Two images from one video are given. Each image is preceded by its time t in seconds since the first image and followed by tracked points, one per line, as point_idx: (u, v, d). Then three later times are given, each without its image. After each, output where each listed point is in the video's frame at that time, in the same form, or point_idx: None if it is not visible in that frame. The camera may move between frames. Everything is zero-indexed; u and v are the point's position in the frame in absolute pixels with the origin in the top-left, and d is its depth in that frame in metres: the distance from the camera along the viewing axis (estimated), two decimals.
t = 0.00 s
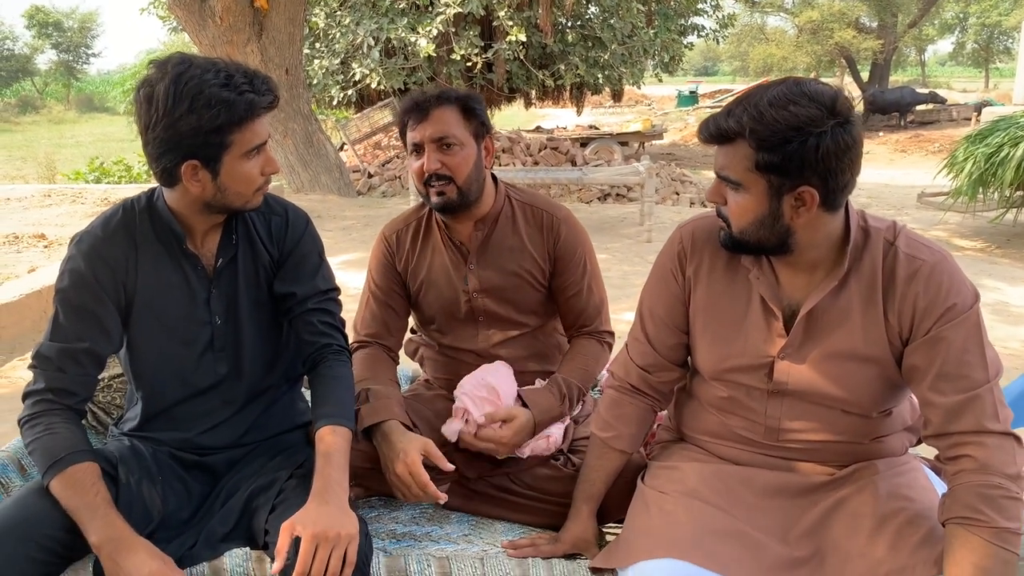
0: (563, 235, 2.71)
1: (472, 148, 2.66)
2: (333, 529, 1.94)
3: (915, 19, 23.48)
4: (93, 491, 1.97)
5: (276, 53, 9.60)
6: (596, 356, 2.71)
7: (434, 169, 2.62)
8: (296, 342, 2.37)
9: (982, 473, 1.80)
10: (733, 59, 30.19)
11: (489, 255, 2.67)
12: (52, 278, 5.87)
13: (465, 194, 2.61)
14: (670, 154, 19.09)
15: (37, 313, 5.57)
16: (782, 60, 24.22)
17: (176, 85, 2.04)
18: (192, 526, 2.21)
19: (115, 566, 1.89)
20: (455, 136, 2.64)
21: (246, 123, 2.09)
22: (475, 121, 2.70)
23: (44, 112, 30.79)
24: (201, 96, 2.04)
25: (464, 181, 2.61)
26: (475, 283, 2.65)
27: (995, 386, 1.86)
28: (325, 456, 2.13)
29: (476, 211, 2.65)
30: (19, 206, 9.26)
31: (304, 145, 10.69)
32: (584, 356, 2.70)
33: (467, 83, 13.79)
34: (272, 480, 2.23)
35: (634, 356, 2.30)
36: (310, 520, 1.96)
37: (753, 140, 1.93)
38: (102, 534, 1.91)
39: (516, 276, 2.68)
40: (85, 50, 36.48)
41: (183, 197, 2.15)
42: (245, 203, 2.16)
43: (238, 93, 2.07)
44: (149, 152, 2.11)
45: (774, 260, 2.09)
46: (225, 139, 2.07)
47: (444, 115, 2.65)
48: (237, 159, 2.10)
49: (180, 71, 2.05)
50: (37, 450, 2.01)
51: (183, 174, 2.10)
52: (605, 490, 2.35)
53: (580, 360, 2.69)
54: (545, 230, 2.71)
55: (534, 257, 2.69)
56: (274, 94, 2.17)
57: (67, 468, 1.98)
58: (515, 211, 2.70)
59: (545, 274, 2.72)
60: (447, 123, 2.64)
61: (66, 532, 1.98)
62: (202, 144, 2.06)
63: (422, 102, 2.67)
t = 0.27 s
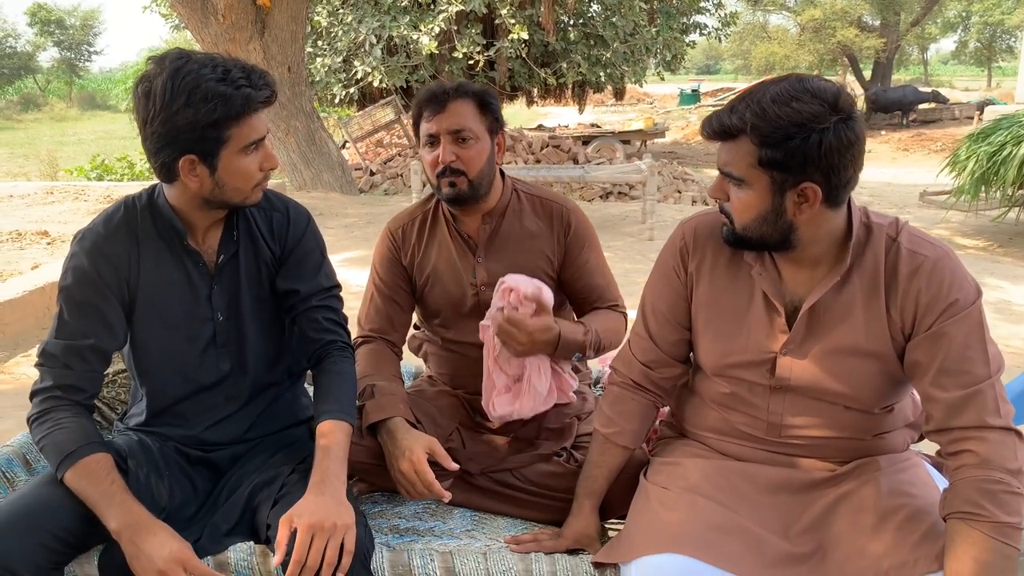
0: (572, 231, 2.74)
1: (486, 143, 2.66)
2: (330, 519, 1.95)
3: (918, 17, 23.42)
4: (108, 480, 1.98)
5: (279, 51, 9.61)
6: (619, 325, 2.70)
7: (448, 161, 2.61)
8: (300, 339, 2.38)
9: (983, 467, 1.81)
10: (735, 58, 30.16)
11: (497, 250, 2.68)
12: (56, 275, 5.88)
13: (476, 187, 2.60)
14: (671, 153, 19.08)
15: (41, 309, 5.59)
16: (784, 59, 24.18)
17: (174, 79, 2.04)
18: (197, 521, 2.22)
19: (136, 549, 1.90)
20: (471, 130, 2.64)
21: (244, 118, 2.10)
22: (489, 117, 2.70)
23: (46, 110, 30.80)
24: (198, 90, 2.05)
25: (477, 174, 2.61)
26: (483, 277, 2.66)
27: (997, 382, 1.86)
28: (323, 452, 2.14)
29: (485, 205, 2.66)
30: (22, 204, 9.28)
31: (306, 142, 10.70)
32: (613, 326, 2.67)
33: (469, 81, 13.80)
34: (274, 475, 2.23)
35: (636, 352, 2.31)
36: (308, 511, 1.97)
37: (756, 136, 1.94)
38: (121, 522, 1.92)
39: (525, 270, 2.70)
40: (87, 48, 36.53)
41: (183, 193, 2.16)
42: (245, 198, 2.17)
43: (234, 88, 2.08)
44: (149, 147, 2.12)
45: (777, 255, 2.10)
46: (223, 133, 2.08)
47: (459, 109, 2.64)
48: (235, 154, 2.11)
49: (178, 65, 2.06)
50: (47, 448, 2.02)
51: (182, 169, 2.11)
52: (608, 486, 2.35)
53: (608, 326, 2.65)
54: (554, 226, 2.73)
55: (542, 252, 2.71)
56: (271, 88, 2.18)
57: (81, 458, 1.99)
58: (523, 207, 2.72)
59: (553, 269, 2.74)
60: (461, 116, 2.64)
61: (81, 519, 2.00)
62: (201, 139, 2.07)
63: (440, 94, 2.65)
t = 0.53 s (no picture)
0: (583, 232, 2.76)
1: (503, 151, 2.67)
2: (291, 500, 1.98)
3: (921, 20, 23.40)
4: (112, 462, 1.98)
5: (282, 51, 9.63)
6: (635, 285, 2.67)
7: (464, 168, 2.63)
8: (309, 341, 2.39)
9: (988, 468, 1.81)
10: (738, 60, 30.17)
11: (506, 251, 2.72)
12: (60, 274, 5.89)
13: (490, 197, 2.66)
14: (674, 154, 19.08)
15: (44, 309, 5.60)
16: (787, 61, 24.17)
17: (183, 76, 2.05)
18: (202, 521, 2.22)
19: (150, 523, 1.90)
20: (489, 138, 2.63)
21: (252, 114, 2.10)
22: (509, 124, 2.70)
23: (49, 110, 30.84)
24: (207, 86, 2.05)
25: (491, 183, 2.65)
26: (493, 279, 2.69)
27: (1003, 382, 1.86)
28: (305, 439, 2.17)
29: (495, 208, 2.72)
30: (26, 203, 9.30)
31: (309, 143, 10.70)
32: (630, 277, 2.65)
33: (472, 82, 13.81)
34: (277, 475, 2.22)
35: (641, 352, 2.30)
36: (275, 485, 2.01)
37: (762, 136, 1.94)
38: (133, 496, 1.93)
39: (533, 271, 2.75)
40: (90, 48, 36.62)
41: (191, 189, 2.17)
42: (253, 195, 2.17)
43: (243, 83, 2.08)
44: (155, 143, 2.12)
45: (783, 256, 2.10)
46: (232, 129, 2.08)
47: (480, 115, 2.63)
48: (244, 150, 2.11)
49: (187, 61, 2.07)
50: (47, 441, 2.02)
51: (191, 165, 2.11)
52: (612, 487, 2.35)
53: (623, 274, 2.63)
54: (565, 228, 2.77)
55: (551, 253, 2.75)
56: (279, 84, 2.18)
57: (80, 450, 1.99)
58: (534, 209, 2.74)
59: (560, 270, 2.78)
60: (482, 123, 2.62)
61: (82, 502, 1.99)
62: (208, 135, 2.07)
63: (462, 99, 2.63)
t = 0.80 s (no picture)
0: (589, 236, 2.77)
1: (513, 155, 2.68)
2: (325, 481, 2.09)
3: (925, 26, 23.38)
4: (108, 475, 1.97)
5: (287, 57, 9.65)
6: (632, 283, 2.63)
7: (477, 172, 2.63)
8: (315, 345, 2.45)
9: (993, 476, 1.80)
10: (741, 66, 30.19)
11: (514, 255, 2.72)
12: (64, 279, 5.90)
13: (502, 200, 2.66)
14: (677, 160, 19.09)
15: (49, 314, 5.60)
16: (791, 68, 24.16)
17: (179, 82, 2.05)
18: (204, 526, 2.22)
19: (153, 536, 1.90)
20: (500, 142, 2.64)
21: (249, 122, 2.10)
22: (519, 129, 2.71)
23: (54, 115, 30.94)
24: (204, 94, 2.05)
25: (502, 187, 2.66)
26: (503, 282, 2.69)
27: (1008, 390, 1.86)
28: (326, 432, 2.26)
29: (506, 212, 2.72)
30: (30, 208, 9.32)
31: (313, 148, 10.71)
32: (626, 279, 2.61)
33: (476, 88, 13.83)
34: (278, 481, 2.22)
35: (645, 359, 2.30)
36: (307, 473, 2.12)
37: (767, 142, 1.94)
38: (133, 515, 1.92)
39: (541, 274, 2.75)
40: (95, 53, 36.78)
41: (185, 196, 2.18)
42: (247, 203, 2.18)
43: (241, 92, 2.09)
44: (151, 150, 2.12)
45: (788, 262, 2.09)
46: (228, 138, 2.09)
47: (492, 121, 2.64)
48: (239, 158, 2.11)
49: (183, 68, 2.06)
50: (36, 450, 2.00)
51: (185, 173, 2.12)
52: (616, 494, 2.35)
53: (620, 276, 2.60)
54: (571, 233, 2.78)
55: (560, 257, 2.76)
56: (277, 93, 2.19)
57: (76, 459, 1.98)
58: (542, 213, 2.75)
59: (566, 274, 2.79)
60: (494, 128, 2.64)
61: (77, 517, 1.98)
62: (205, 144, 2.07)
63: (474, 103, 2.64)
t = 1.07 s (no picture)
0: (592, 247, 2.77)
1: (516, 166, 2.68)
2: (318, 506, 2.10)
3: (931, 37, 23.38)
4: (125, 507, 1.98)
5: (295, 71, 9.72)
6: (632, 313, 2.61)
7: (479, 183, 2.63)
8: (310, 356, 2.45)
9: (1002, 492, 1.79)
10: (747, 77, 30.21)
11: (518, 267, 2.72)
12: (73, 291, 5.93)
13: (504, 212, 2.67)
14: (684, 171, 19.10)
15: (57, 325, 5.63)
16: (797, 78, 24.17)
17: (163, 108, 2.06)
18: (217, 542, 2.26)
19: (179, 568, 1.93)
20: (502, 153, 2.64)
21: (237, 144, 2.12)
22: (520, 139, 2.71)
23: (64, 127, 31.16)
24: (189, 119, 2.06)
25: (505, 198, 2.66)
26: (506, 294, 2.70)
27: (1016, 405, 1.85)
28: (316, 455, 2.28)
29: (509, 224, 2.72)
30: (40, 221, 9.38)
31: (321, 161, 10.73)
32: (621, 304, 2.58)
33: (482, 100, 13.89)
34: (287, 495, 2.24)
35: (651, 373, 2.30)
36: (298, 498, 2.12)
37: (769, 158, 1.94)
38: (158, 542, 1.95)
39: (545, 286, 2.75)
40: (105, 66, 37.14)
41: (175, 217, 2.19)
42: (239, 221, 2.20)
43: (227, 115, 2.11)
44: (140, 172, 2.13)
45: (792, 277, 2.09)
46: (216, 160, 2.10)
47: (494, 134, 2.64)
48: (229, 179, 2.13)
49: (168, 92, 2.08)
50: (59, 482, 2.01)
51: (174, 197, 2.13)
52: (622, 508, 2.34)
53: (615, 301, 2.57)
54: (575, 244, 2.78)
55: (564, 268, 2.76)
56: (264, 114, 2.20)
57: (101, 488, 1.99)
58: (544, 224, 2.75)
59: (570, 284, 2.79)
60: (495, 140, 2.64)
61: (104, 542, 2.00)
62: (195, 166, 2.09)
63: (475, 115, 2.64)
